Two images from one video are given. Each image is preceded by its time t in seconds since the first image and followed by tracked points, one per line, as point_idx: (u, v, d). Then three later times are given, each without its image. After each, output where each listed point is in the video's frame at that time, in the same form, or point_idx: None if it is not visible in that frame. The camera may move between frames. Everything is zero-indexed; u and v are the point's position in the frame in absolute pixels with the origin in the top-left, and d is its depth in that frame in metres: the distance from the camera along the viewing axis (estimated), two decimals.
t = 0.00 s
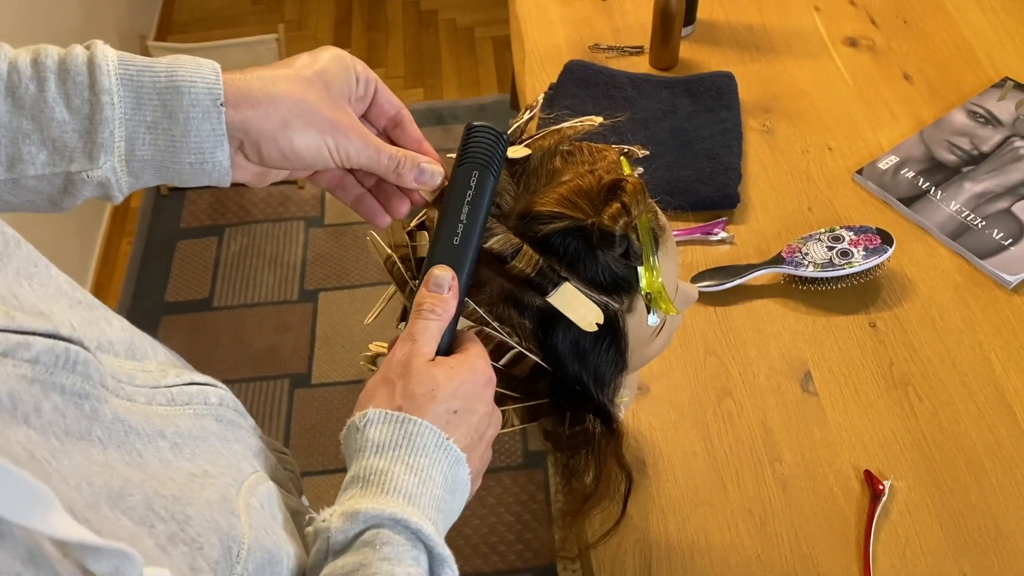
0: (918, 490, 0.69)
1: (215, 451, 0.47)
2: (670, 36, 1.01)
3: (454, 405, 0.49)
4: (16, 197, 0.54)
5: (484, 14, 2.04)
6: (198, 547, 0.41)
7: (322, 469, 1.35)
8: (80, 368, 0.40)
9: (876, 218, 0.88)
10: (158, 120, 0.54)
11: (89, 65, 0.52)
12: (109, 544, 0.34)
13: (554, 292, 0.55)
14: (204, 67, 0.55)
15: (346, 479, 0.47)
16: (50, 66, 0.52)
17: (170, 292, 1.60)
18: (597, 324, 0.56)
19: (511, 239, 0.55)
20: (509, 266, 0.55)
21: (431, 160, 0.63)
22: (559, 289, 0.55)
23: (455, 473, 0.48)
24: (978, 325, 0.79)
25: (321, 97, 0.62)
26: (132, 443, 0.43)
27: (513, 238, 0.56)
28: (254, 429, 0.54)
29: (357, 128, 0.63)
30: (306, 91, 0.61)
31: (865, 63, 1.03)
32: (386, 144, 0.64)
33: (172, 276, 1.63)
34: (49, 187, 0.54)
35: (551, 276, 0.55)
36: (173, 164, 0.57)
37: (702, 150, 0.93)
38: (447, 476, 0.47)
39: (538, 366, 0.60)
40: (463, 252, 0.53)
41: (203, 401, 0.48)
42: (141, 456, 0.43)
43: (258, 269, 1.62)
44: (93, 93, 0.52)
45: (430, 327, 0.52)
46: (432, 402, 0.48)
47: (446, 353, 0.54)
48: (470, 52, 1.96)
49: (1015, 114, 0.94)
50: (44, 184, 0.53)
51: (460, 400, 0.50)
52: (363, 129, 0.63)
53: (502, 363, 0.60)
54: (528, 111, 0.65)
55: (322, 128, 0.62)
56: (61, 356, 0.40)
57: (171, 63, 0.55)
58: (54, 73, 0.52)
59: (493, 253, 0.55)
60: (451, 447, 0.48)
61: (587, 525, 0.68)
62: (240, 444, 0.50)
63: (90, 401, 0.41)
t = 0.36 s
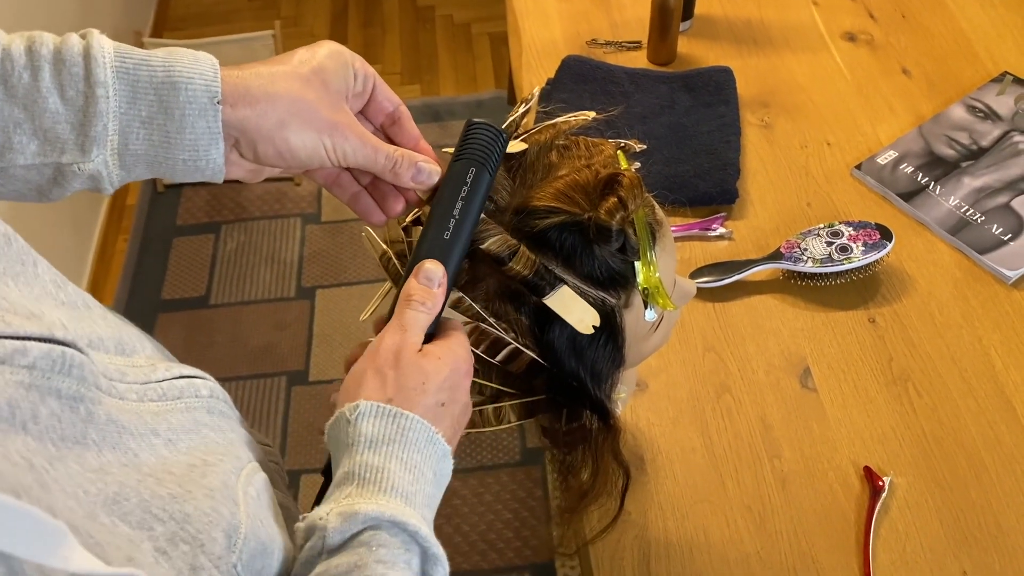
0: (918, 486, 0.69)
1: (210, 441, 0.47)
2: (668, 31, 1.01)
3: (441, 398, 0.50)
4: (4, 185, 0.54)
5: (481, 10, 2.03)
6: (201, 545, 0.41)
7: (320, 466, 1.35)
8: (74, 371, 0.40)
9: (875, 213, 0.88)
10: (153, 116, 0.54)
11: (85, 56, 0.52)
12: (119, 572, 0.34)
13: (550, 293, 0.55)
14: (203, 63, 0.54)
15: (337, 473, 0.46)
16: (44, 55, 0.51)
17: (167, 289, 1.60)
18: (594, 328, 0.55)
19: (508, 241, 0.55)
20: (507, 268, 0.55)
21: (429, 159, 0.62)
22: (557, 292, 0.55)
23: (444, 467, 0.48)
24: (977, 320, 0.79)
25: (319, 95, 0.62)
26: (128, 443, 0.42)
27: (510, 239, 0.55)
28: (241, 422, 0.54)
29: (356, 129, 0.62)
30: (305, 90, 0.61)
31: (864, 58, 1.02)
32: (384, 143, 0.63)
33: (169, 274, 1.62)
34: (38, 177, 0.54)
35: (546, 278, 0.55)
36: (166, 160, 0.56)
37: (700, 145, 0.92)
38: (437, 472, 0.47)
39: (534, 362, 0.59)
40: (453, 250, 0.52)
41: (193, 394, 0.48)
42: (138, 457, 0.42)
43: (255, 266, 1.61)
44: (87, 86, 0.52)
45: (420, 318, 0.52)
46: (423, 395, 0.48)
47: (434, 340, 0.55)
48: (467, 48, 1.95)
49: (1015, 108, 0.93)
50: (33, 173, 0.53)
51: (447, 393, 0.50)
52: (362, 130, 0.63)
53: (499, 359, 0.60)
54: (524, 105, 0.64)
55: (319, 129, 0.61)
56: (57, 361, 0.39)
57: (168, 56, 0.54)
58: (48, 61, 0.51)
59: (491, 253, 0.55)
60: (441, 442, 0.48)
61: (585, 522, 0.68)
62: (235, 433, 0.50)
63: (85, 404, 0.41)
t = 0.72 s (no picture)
0: (914, 481, 0.69)
1: (209, 441, 0.47)
2: (665, 26, 1.00)
3: (432, 392, 0.49)
4: None
5: (479, 5, 2.03)
6: (205, 539, 0.41)
7: (318, 463, 1.35)
8: (81, 358, 0.40)
9: (872, 209, 0.88)
10: (131, 92, 0.54)
11: (63, 31, 0.52)
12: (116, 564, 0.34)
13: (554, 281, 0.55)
14: (184, 40, 0.54)
15: (324, 465, 0.47)
16: (22, 32, 0.51)
17: (164, 285, 1.59)
18: (601, 311, 0.55)
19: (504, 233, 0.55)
20: (506, 260, 0.55)
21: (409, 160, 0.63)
22: (559, 279, 0.55)
23: (435, 459, 0.49)
24: (974, 316, 0.79)
25: (304, 84, 0.61)
26: (133, 433, 0.42)
27: (507, 232, 0.56)
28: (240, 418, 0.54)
29: (341, 118, 0.62)
30: (289, 77, 0.61)
31: (861, 53, 1.03)
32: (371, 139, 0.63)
33: (166, 270, 1.62)
34: (19, 155, 0.54)
35: (546, 265, 0.55)
36: (144, 137, 0.56)
37: (697, 141, 0.92)
38: (425, 462, 0.48)
39: (532, 358, 0.59)
40: (449, 248, 0.52)
41: (194, 391, 0.48)
42: (143, 447, 0.42)
43: (252, 263, 1.61)
44: (65, 60, 0.52)
45: (415, 314, 0.51)
46: (411, 387, 0.49)
47: (432, 337, 0.54)
48: (465, 44, 1.94)
49: (1011, 104, 0.93)
50: (13, 150, 0.54)
51: (438, 387, 0.50)
52: (348, 122, 0.63)
53: (495, 355, 0.60)
54: (521, 99, 0.64)
55: (303, 113, 0.60)
56: (64, 347, 0.39)
57: (149, 33, 0.54)
58: (26, 38, 0.51)
59: (489, 248, 0.55)
60: (428, 433, 0.48)
61: (582, 516, 0.68)
62: (230, 433, 0.50)
63: (92, 391, 0.41)
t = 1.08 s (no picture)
0: (913, 477, 0.69)
1: (203, 439, 0.47)
2: (664, 22, 1.00)
3: (424, 386, 0.49)
4: None
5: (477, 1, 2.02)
6: (201, 531, 0.41)
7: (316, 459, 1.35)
8: (77, 348, 0.40)
9: (871, 204, 0.88)
10: (134, 90, 0.54)
11: (64, 29, 0.52)
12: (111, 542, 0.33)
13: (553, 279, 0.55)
14: (185, 37, 0.54)
15: (317, 463, 0.47)
16: (22, 31, 0.51)
17: (162, 282, 1.59)
18: (597, 309, 0.56)
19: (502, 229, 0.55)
20: (505, 257, 0.55)
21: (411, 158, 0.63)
22: (558, 276, 0.55)
23: (428, 452, 0.49)
24: (973, 311, 0.79)
25: (306, 78, 0.61)
26: (130, 424, 0.42)
27: (506, 228, 0.55)
28: (235, 417, 0.54)
29: (344, 115, 0.62)
30: (292, 71, 0.60)
31: (860, 48, 1.02)
32: (371, 135, 0.63)
33: (164, 267, 1.61)
34: (21, 155, 0.54)
35: (544, 262, 0.55)
36: (149, 135, 0.56)
37: (696, 137, 0.92)
38: (419, 457, 0.48)
39: (530, 354, 0.59)
40: (437, 240, 0.52)
41: (190, 389, 0.48)
42: (139, 437, 0.42)
43: (251, 259, 1.61)
44: (67, 59, 0.52)
45: (404, 308, 0.51)
46: (403, 382, 0.49)
47: (423, 330, 0.55)
48: (463, 40, 1.94)
49: (1010, 99, 0.93)
50: (16, 151, 0.53)
51: (430, 380, 0.50)
52: (350, 118, 0.62)
53: (495, 352, 0.60)
54: (520, 95, 0.64)
55: (307, 109, 0.60)
56: (60, 336, 0.40)
57: (149, 31, 0.54)
58: (27, 36, 0.51)
59: (488, 245, 0.55)
60: (420, 427, 0.48)
61: (581, 512, 0.68)
62: (224, 433, 0.50)
63: (87, 381, 0.41)
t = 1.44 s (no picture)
0: (912, 474, 0.69)
1: (206, 435, 0.47)
2: (663, 19, 1.00)
3: (426, 384, 0.49)
4: None
5: None
6: (205, 524, 0.41)
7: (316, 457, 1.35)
8: (81, 342, 0.40)
9: (870, 201, 0.88)
10: (134, 84, 0.53)
11: (64, 25, 0.52)
12: (116, 532, 0.34)
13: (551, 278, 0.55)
14: (185, 33, 0.54)
15: (318, 459, 0.47)
16: (22, 27, 0.51)
17: (161, 280, 1.59)
18: (595, 310, 0.56)
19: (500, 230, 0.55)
20: (503, 257, 0.55)
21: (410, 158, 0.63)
22: (555, 276, 0.55)
23: (430, 451, 0.49)
24: (972, 308, 0.79)
25: (304, 74, 0.61)
26: (134, 418, 0.42)
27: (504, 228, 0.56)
28: (240, 412, 0.54)
29: (342, 111, 0.62)
30: (290, 67, 0.60)
31: (859, 45, 1.02)
32: (369, 132, 0.63)
33: (162, 265, 1.61)
34: (20, 151, 0.53)
35: (543, 263, 0.55)
36: (149, 130, 0.55)
37: (696, 133, 0.92)
38: (419, 455, 0.47)
39: (529, 350, 0.59)
40: (436, 240, 0.52)
41: (192, 384, 0.48)
42: (143, 431, 0.42)
43: (250, 257, 1.61)
44: (67, 54, 0.51)
45: (402, 304, 0.51)
46: (404, 379, 0.49)
47: (423, 328, 0.54)
48: (461, 37, 1.94)
49: (1010, 95, 0.93)
50: (15, 147, 0.53)
51: (432, 378, 0.50)
52: (348, 115, 0.62)
53: (494, 348, 0.59)
54: (518, 92, 0.64)
55: (307, 104, 0.60)
56: (64, 329, 0.39)
57: (149, 26, 0.54)
58: (27, 33, 0.51)
59: (485, 244, 0.55)
60: (422, 425, 0.48)
61: (581, 510, 0.68)
62: (227, 429, 0.50)
63: (91, 375, 0.41)
